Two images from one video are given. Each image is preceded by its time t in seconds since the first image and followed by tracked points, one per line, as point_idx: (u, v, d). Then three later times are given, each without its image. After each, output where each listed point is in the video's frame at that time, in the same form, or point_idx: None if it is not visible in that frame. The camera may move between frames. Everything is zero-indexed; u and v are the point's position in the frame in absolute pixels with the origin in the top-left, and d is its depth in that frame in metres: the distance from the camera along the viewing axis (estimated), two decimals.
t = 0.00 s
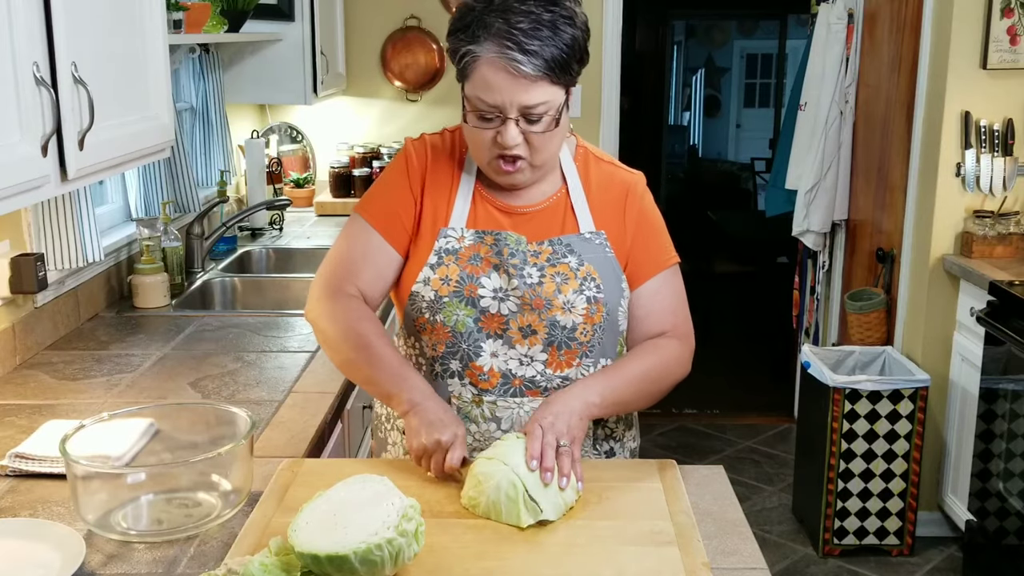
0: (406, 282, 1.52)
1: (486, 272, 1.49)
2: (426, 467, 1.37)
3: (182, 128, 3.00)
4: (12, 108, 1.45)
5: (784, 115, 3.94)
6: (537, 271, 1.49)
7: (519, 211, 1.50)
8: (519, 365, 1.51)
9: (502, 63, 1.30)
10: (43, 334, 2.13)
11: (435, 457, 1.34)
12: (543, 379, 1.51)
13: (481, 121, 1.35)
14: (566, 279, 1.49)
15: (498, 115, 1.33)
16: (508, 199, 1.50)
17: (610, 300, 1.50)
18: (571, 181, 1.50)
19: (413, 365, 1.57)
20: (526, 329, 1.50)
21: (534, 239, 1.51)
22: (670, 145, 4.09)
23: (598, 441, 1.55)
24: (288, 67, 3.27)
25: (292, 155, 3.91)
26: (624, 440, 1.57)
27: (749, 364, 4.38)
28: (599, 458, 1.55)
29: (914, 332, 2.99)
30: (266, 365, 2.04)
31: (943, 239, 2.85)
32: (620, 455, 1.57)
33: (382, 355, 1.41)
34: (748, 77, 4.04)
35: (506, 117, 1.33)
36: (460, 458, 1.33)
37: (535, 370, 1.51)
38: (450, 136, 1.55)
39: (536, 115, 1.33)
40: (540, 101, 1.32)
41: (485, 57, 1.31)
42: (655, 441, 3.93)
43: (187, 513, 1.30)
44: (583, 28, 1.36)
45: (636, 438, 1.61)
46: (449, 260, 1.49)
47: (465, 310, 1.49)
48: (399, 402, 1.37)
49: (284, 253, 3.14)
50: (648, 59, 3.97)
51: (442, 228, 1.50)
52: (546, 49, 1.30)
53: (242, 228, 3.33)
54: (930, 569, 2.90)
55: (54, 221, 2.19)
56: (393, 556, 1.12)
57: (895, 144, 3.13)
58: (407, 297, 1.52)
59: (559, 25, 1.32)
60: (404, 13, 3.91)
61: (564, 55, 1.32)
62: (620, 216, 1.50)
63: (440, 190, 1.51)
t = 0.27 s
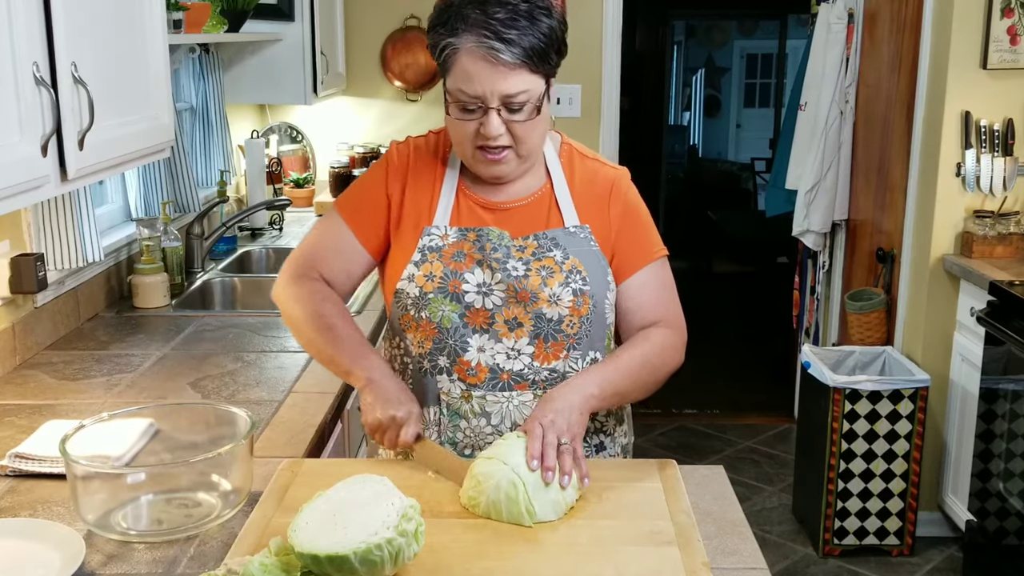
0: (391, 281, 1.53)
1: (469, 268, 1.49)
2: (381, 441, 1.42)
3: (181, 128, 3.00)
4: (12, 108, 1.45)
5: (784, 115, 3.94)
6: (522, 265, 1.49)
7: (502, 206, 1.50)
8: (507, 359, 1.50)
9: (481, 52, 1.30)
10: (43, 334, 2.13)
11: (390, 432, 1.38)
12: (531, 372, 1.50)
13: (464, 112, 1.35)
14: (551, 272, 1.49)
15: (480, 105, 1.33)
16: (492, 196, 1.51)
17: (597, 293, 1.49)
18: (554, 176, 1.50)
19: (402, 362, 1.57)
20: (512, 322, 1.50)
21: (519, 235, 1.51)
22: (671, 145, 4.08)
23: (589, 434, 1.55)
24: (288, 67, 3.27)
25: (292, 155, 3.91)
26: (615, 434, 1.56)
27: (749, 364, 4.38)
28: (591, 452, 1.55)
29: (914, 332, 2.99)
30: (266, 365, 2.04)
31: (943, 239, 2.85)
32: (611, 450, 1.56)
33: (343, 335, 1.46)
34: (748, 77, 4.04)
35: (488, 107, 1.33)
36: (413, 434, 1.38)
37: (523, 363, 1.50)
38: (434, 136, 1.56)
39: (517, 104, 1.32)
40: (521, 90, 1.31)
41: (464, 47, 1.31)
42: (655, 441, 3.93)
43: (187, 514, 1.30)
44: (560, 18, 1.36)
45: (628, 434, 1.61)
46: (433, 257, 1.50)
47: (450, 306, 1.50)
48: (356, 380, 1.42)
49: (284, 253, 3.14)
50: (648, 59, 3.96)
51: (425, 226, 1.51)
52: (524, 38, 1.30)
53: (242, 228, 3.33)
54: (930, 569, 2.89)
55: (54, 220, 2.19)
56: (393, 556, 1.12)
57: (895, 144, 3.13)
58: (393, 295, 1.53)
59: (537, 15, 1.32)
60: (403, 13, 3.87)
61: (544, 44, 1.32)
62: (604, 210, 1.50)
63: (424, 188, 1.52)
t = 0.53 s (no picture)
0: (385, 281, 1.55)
1: (460, 271, 1.50)
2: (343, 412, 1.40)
3: (182, 128, 3.00)
4: (12, 108, 1.45)
5: (784, 115, 3.94)
6: (512, 266, 1.49)
7: (493, 208, 1.51)
8: (501, 360, 1.50)
9: (464, 51, 1.30)
10: (43, 334, 2.13)
11: (348, 400, 1.37)
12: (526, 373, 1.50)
13: (451, 112, 1.35)
14: (540, 272, 1.49)
15: (466, 103, 1.33)
16: (484, 198, 1.51)
17: (587, 291, 1.49)
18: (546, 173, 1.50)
19: (400, 368, 1.57)
20: (503, 323, 1.50)
21: (509, 236, 1.51)
22: (671, 145, 4.08)
23: (587, 432, 1.55)
24: (288, 67, 3.27)
25: (292, 155, 3.91)
26: (611, 433, 1.56)
27: (749, 364, 4.39)
28: (589, 450, 1.55)
29: (914, 332, 2.99)
30: (266, 365, 2.04)
31: (943, 239, 2.85)
32: (606, 448, 1.57)
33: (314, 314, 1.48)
34: (748, 77, 4.04)
35: (474, 105, 1.33)
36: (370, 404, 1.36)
37: (517, 364, 1.50)
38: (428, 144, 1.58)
39: (502, 102, 1.33)
40: (505, 87, 1.31)
41: (447, 47, 1.31)
42: (655, 441, 3.93)
43: (187, 514, 1.30)
44: (544, 16, 1.36)
45: (625, 431, 1.60)
46: (424, 261, 1.51)
47: (441, 309, 1.50)
48: (315, 351, 1.43)
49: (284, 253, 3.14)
50: (648, 59, 3.96)
51: (417, 232, 1.52)
52: (507, 36, 1.30)
53: (242, 228, 3.33)
54: (930, 569, 2.90)
55: (54, 220, 2.19)
56: (393, 556, 1.12)
57: (894, 144, 3.13)
58: (387, 300, 1.54)
59: (520, 13, 1.32)
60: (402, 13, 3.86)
61: (527, 42, 1.32)
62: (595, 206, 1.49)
63: (415, 196, 1.54)
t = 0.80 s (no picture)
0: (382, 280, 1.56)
1: (449, 275, 1.49)
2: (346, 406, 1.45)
3: (182, 128, 3.00)
4: (12, 108, 1.45)
5: (784, 116, 3.94)
6: (499, 270, 1.47)
7: (484, 211, 1.50)
8: (491, 364, 1.51)
9: (461, 56, 1.29)
10: (43, 334, 2.13)
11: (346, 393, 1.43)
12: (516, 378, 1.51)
13: (450, 115, 1.35)
14: (527, 276, 1.46)
15: (464, 107, 1.33)
16: (479, 200, 1.50)
17: (575, 296, 1.47)
18: (539, 174, 1.47)
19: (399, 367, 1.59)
20: (492, 328, 1.49)
21: (498, 240, 1.49)
22: (671, 145, 4.08)
23: (580, 436, 1.55)
24: (288, 67, 3.27)
25: (292, 155, 3.91)
26: (605, 436, 1.56)
27: (749, 364, 4.38)
28: (582, 453, 1.55)
29: (914, 332, 2.99)
30: (266, 365, 2.04)
31: (943, 239, 2.85)
32: (600, 452, 1.56)
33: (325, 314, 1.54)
34: (748, 78, 4.04)
35: (472, 110, 1.33)
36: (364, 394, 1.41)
37: (506, 369, 1.50)
38: (432, 148, 1.60)
39: (501, 106, 1.32)
40: (503, 92, 1.31)
41: (445, 51, 1.31)
42: (655, 441, 3.93)
43: (187, 514, 1.30)
44: (545, 19, 1.36)
45: (623, 434, 1.60)
46: (416, 265, 1.51)
47: (432, 313, 1.50)
48: (321, 348, 1.50)
49: (284, 252, 3.14)
50: (648, 59, 3.96)
51: (412, 234, 1.52)
52: (507, 40, 1.29)
53: (242, 228, 3.33)
54: (930, 569, 2.90)
55: (54, 220, 2.19)
56: (393, 556, 1.12)
57: (894, 144, 3.13)
58: (382, 301, 1.55)
59: (520, 17, 1.32)
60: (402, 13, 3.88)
61: (527, 46, 1.32)
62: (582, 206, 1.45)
63: (414, 201, 1.55)
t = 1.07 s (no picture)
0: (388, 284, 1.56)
1: (451, 278, 1.49)
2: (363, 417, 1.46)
3: (182, 128, 3.00)
4: (12, 108, 1.45)
5: (784, 115, 3.94)
6: (502, 275, 1.46)
7: (491, 215, 1.50)
8: (491, 369, 1.50)
9: (460, 60, 1.30)
10: (43, 334, 2.13)
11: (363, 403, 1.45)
12: (515, 384, 1.50)
13: (450, 120, 1.35)
14: (529, 281, 1.45)
15: (464, 111, 1.33)
16: (486, 204, 1.50)
17: (577, 302, 1.46)
18: (546, 178, 1.47)
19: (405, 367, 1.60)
20: (492, 333, 1.49)
21: (503, 244, 1.49)
22: (671, 145, 4.08)
23: (578, 443, 1.54)
24: (288, 67, 3.27)
25: (292, 155, 3.91)
26: (607, 445, 1.55)
27: (749, 364, 4.38)
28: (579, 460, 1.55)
29: (914, 332, 2.99)
30: (266, 365, 2.04)
31: (943, 239, 2.85)
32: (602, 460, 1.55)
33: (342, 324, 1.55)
34: (748, 78, 4.04)
35: (472, 114, 1.33)
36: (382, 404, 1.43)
37: (506, 374, 1.50)
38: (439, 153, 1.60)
39: (500, 110, 1.32)
40: (502, 96, 1.31)
41: (445, 55, 1.31)
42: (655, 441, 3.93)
43: (187, 513, 1.30)
44: (546, 21, 1.35)
45: (628, 442, 1.58)
46: (419, 268, 1.51)
47: (433, 316, 1.50)
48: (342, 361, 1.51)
49: (284, 252, 3.14)
50: (648, 59, 3.96)
51: (417, 237, 1.53)
52: (506, 44, 1.29)
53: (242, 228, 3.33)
54: (930, 569, 2.89)
55: (54, 220, 2.19)
56: (393, 556, 1.12)
57: (894, 144, 3.13)
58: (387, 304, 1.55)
59: (521, 20, 1.31)
60: (403, 13, 3.88)
61: (527, 49, 1.31)
62: (593, 211, 1.44)
63: (420, 204, 1.55)
